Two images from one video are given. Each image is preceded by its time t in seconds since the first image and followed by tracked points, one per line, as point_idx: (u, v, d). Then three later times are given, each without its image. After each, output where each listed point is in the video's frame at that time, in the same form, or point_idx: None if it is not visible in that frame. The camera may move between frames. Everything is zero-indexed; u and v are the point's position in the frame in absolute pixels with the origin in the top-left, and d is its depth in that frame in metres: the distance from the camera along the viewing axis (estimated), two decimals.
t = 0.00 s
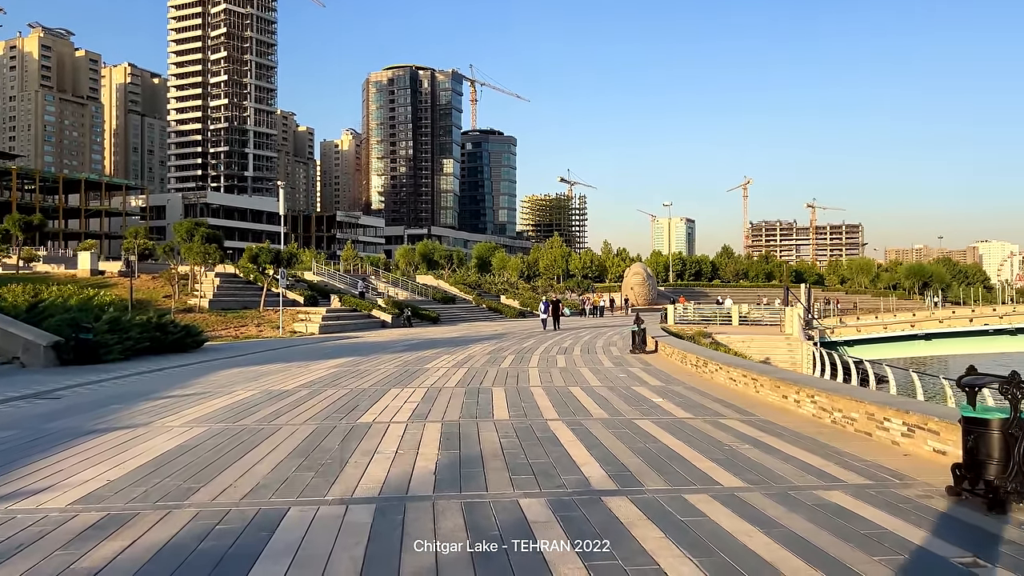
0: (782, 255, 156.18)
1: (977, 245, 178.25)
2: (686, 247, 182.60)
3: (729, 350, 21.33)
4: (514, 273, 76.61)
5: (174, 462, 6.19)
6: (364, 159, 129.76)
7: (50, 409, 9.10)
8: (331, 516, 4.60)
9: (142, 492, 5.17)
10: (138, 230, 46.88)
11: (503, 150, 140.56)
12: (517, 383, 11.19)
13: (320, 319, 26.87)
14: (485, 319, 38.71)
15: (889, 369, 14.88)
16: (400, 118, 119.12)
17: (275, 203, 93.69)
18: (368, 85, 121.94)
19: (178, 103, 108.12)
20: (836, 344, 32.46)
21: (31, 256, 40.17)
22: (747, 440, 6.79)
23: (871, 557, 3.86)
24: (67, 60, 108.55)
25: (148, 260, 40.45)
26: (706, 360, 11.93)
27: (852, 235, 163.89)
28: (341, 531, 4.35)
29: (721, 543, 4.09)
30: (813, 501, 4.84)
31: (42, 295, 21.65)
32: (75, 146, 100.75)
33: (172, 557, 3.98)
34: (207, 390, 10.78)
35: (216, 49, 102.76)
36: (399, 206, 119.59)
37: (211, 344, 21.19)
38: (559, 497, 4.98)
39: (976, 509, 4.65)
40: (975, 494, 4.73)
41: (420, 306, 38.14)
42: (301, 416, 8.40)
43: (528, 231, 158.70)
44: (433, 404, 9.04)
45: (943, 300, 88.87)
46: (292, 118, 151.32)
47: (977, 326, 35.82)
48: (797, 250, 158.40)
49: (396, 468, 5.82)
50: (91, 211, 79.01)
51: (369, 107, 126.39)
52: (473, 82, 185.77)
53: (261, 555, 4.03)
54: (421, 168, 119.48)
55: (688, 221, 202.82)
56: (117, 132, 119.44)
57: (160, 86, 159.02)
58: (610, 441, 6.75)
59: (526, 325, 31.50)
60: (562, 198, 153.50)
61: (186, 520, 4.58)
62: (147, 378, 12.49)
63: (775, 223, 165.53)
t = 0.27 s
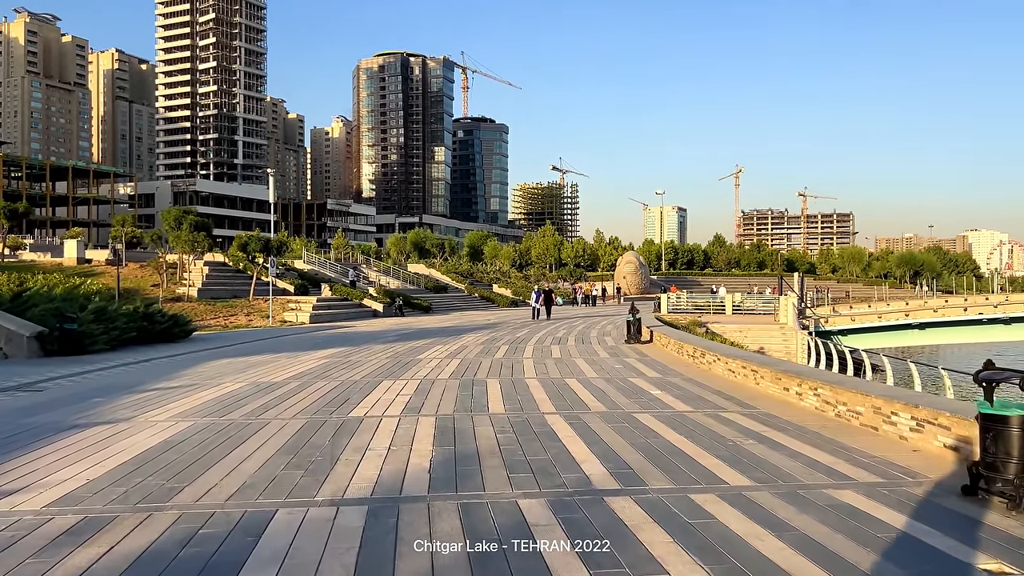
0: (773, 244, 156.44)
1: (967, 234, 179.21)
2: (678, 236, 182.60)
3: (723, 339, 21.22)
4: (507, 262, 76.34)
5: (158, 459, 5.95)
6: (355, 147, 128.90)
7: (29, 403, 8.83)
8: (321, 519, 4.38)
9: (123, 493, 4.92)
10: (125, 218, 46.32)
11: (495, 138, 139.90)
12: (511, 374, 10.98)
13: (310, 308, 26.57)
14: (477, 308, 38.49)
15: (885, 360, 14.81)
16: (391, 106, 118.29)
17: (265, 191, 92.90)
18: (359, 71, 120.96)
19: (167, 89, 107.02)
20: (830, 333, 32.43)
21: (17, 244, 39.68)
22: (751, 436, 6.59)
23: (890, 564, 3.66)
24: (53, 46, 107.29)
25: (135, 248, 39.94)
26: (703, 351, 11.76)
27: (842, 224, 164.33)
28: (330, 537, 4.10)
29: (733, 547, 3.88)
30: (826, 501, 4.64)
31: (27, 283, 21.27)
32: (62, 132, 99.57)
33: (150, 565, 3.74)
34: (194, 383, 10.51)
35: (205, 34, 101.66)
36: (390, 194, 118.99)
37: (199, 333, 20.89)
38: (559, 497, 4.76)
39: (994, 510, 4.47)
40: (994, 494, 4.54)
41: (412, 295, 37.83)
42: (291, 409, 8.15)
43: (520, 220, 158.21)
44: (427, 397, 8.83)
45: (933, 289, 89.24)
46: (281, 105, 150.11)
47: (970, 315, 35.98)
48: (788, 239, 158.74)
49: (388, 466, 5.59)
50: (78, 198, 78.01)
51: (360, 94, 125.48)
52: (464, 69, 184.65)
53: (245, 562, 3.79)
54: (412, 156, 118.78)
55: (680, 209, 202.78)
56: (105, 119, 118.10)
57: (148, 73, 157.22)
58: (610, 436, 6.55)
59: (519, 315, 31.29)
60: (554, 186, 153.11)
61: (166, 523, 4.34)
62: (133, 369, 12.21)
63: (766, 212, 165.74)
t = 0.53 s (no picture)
0: (766, 240, 156.81)
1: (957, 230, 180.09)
2: (670, 231, 182.82)
3: (719, 335, 21.09)
4: (499, 257, 76.09)
5: (144, 459, 5.72)
6: (347, 143, 128.29)
7: (11, 401, 8.57)
8: (312, 524, 4.15)
9: (104, 497, 4.70)
10: (114, 212, 45.83)
11: (488, 133, 139.54)
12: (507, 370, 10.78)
13: (302, 304, 26.30)
14: (471, 304, 38.25)
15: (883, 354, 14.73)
16: (383, 101, 117.73)
17: (257, 186, 92.28)
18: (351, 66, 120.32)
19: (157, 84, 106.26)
20: (825, 328, 32.37)
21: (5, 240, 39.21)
22: (757, 435, 6.39)
23: (916, 572, 3.48)
24: (43, 40, 106.26)
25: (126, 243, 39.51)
26: (701, 346, 11.60)
27: (834, 219, 164.78)
28: (322, 543, 3.89)
29: (748, 554, 3.68)
30: (840, 504, 4.46)
31: (14, 279, 20.92)
32: (52, 127, 98.70)
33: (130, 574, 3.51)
34: (183, 380, 10.28)
35: (196, 29, 100.89)
36: (382, 189, 118.48)
37: (189, 330, 20.59)
38: (562, 500, 4.56)
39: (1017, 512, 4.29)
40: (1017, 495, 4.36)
41: (405, 291, 37.57)
42: (282, 408, 7.92)
43: (513, 216, 157.95)
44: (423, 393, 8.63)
45: (925, 285, 89.55)
46: (273, 100, 149.29)
47: (967, 312, 36.07)
48: (780, 234, 159.08)
49: (383, 467, 5.38)
50: (68, 194, 77.27)
51: (352, 90, 124.86)
52: (457, 64, 183.95)
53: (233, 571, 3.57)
54: (405, 151, 118.35)
55: (672, 204, 202.88)
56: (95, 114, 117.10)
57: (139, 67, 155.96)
58: (611, 434, 6.34)
59: (513, 310, 31.08)
60: (547, 181, 152.96)
61: (150, 529, 4.12)
62: (121, 366, 11.96)
63: (758, 207, 166.05)
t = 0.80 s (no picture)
0: (763, 237, 156.82)
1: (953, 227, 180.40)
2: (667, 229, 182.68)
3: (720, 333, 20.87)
4: (497, 254, 75.85)
5: (132, 464, 5.51)
6: (343, 140, 127.83)
7: None
8: (303, 537, 3.92)
9: (85, 507, 4.45)
10: (108, 209, 45.50)
11: (485, 131, 139.15)
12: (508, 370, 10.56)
13: (298, 302, 26.03)
14: (468, 302, 37.97)
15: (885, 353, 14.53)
16: (380, 98, 117.27)
17: (253, 183, 91.84)
18: (347, 63, 119.83)
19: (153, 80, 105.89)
20: (826, 327, 32.18)
21: None
22: (771, 439, 6.16)
23: None
24: (38, 36, 105.62)
25: (120, 240, 39.17)
26: (704, 346, 11.41)
27: (831, 216, 164.81)
28: (315, 558, 3.65)
29: (769, 571, 3.46)
30: (862, 515, 4.23)
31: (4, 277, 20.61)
32: (47, 124, 98.13)
33: None
34: (175, 380, 10.02)
35: (191, 25, 100.34)
36: (379, 186, 118.02)
37: (183, 328, 20.31)
38: (569, 511, 4.32)
39: None
40: None
41: (402, 288, 37.30)
42: (275, 410, 7.69)
43: (510, 213, 157.64)
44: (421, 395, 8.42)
45: (922, 283, 89.49)
46: (270, 97, 148.72)
47: (968, 309, 35.99)
48: (777, 231, 159.01)
49: (379, 474, 5.13)
50: (63, 190, 76.79)
51: (349, 86, 124.37)
52: (454, 61, 183.47)
53: None
54: (402, 148, 117.94)
55: (669, 201, 202.73)
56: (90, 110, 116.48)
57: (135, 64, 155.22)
58: (615, 438, 6.12)
59: (510, 308, 30.86)
60: (544, 179, 152.71)
61: (130, 544, 3.87)
62: (114, 365, 11.73)
63: (755, 205, 165.99)
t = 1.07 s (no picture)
0: (760, 236, 156.79)
1: (950, 226, 180.46)
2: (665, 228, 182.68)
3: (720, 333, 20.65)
4: (495, 254, 75.58)
5: (117, 472, 5.29)
6: (340, 140, 127.50)
7: None
8: (293, 554, 3.71)
9: (65, 521, 4.23)
10: (103, 208, 45.22)
11: (482, 130, 138.80)
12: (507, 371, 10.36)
13: (294, 302, 25.80)
14: (465, 301, 37.74)
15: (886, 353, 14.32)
16: (377, 97, 116.94)
17: (250, 182, 91.46)
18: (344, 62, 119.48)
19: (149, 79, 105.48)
20: (826, 326, 32.00)
21: None
22: (780, 445, 5.96)
23: None
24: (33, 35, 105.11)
25: (115, 240, 38.86)
26: (705, 346, 11.23)
27: (829, 215, 164.74)
28: None
29: None
30: (881, 528, 4.04)
31: None
32: (43, 123, 97.67)
33: None
34: (167, 383, 9.81)
35: (187, 24, 99.93)
36: (376, 185, 117.65)
37: (177, 329, 20.07)
38: (573, 523, 4.12)
39: None
40: None
41: (399, 288, 37.05)
42: (268, 414, 7.47)
43: (508, 212, 157.35)
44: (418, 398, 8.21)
45: (920, 281, 89.40)
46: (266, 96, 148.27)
47: (970, 308, 35.88)
48: (774, 231, 158.92)
49: (374, 483, 4.92)
50: (59, 190, 76.40)
51: (346, 85, 124.02)
52: (451, 60, 183.18)
53: None
54: (399, 148, 117.62)
55: (666, 200, 202.63)
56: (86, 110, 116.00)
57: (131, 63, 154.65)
58: (619, 444, 5.92)
59: (508, 308, 30.64)
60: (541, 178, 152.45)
61: (110, 562, 3.66)
62: (105, 368, 11.51)
63: (753, 204, 165.92)
